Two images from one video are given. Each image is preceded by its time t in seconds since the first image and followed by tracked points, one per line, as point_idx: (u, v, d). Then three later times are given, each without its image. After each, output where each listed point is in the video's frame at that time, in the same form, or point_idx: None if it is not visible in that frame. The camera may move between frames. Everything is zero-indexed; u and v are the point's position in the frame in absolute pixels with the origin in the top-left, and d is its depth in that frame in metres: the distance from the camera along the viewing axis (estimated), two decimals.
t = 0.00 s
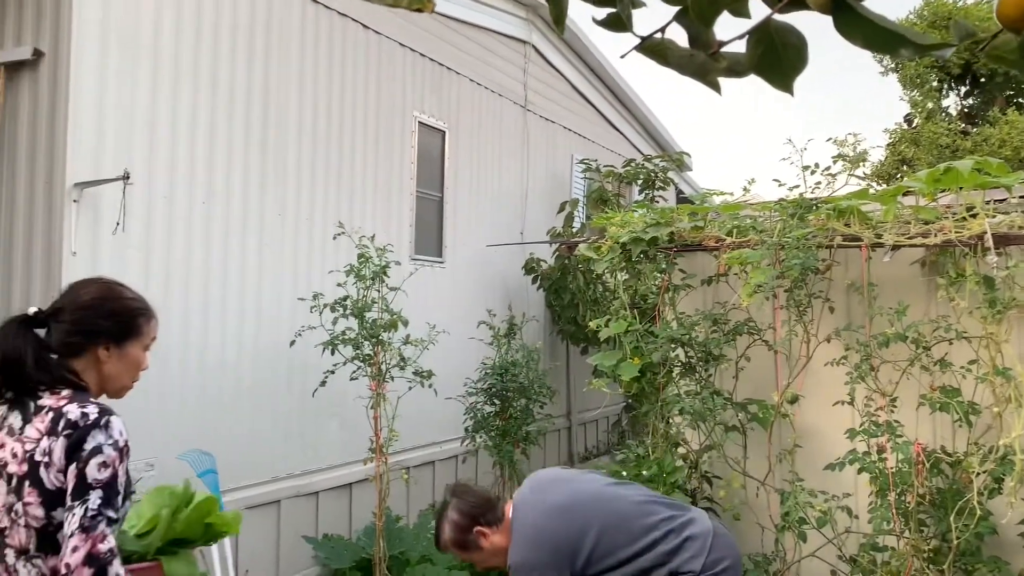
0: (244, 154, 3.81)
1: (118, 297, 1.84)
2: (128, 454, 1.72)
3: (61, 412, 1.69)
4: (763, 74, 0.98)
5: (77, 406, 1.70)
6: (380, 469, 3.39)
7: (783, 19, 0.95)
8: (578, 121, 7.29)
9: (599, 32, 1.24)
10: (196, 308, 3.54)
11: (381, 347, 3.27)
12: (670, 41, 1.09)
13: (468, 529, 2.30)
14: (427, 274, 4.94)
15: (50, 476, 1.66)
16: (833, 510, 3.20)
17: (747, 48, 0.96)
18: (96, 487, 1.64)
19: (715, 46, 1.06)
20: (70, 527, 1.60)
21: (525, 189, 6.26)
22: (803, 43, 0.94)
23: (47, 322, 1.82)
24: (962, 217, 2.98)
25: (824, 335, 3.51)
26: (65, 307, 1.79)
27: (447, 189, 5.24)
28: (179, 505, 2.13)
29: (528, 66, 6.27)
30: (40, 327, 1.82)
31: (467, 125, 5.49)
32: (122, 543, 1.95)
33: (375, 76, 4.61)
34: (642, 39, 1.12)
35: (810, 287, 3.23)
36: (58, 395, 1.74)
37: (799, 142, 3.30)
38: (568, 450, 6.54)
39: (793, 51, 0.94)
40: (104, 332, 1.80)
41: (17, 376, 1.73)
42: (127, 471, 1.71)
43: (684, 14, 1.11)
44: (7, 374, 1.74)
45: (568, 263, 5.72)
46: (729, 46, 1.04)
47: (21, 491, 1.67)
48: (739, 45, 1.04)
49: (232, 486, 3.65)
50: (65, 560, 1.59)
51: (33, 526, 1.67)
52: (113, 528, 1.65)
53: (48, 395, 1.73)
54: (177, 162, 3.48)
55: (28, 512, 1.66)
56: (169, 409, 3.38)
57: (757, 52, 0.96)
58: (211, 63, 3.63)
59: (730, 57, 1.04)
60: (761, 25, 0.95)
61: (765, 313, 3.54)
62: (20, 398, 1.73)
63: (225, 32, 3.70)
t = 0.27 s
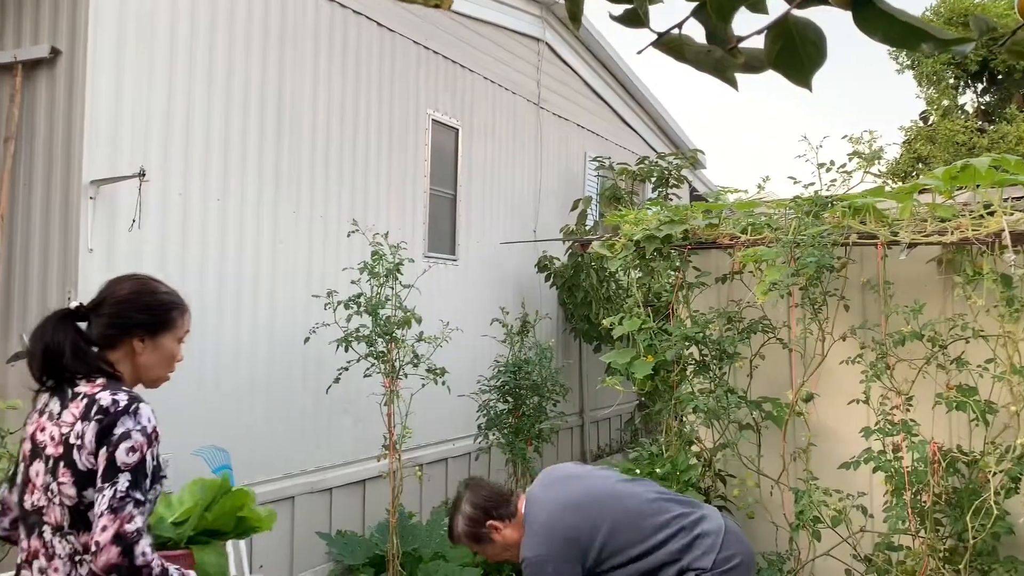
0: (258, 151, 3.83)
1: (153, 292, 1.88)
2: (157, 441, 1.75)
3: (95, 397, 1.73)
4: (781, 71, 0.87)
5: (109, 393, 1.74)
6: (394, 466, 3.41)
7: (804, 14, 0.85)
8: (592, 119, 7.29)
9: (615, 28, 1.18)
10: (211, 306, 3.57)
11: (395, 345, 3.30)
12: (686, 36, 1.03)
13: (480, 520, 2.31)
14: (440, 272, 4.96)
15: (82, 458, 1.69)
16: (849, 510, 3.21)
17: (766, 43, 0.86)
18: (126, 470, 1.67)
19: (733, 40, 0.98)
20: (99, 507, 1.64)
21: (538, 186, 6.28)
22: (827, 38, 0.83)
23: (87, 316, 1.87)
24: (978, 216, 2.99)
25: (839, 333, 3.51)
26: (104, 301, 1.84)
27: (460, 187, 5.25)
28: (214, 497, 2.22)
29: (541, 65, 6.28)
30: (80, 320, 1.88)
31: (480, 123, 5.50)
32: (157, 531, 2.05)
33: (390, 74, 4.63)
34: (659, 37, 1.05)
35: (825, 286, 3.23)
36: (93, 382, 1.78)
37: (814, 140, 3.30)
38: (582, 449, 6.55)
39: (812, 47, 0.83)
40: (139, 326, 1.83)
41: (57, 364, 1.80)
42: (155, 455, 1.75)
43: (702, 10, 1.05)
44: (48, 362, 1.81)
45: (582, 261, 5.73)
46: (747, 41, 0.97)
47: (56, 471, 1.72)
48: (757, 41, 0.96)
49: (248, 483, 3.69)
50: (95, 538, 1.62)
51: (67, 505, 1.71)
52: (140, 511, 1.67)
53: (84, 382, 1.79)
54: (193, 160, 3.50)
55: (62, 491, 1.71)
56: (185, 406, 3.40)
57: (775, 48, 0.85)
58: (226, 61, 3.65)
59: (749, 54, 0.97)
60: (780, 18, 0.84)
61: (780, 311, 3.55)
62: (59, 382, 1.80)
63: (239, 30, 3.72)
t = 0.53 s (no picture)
0: (272, 149, 3.85)
1: (198, 292, 1.90)
2: (200, 435, 1.78)
3: (142, 393, 1.76)
4: (796, 66, 0.85)
5: (156, 389, 1.77)
6: (406, 462, 3.43)
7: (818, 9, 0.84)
8: (603, 117, 7.28)
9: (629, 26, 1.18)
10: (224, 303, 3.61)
11: (406, 343, 3.32)
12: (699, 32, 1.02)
13: (501, 442, 2.35)
14: (452, 270, 4.98)
15: (130, 451, 1.72)
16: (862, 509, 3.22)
17: (781, 40, 0.85)
18: (172, 463, 1.70)
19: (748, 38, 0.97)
20: (146, 498, 1.67)
21: (549, 185, 6.28)
22: (842, 32, 0.81)
23: (136, 318, 1.90)
24: (993, 213, 3.04)
25: (852, 331, 3.51)
26: (153, 302, 1.86)
27: (472, 185, 5.27)
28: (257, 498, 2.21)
29: (552, 64, 6.28)
30: (130, 322, 1.91)
31: (492, 121, 5.51)
32: (200, 528, 2.07)
33: (402, 72, 4.65)
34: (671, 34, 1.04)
35: (838, 285, 3.23)
36: (142, 379, 1.80)
37: (828, 137, 3.30)
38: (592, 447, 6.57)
39: (829, 41, 0.82)
40: (186, 326, 1.85)
41: (108, 364, 1.82)
42: (198, 449, 1.77)
43: (718, 5, 1.03)
44: (99, 362, 1.84)
45: (593, 259, 5.76)
46: (764, 36, 0.96)
47: (106, 464, 1.74)
48: (771, 38, 0.94)
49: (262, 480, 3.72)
50: (141, 527, 1.66)
51: (117, 496, 1.73)
52: (183, 502, 1.70)
53: (133, 379, 1.81)
54: (207, 158, 3.53)
55: (112, 482, 1.73)
56: (198, 402, 3.43)
57: (791, 42, 0.83)
58: (240, 59, 3.68)
59: (765, 49, 0.96)
60: (794, 14, 0.83)
61: (792, 309, 3.55)
62: (110, 381, 1.82)
63: (252, 27, 3.74)
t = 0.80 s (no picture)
0: (281, 147, 3.86)
1: (266, 304, 1.96)
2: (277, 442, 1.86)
3: (226, 402, 1.81)
4: (806, 65, 0.85)
5: (239, 398, 1.82)
6: (413, 460, 3.44)
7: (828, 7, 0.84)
8: (612, 116, 7.27)
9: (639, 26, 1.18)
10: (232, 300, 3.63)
11: (414, 341, 3.33)
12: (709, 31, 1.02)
13: (542, 357, 2.43)
14: (460, 269, 4.98)
15: (220, 457, 1.76)
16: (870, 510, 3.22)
17: (790, 39, 0.85)
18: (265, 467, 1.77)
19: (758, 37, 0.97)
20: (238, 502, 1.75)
21: (557, 184, 6.28)
22: (850, 31, 0.81)
23: (205, 332, 1.94)
24: (1003, 214, 3.02)
25: (861, 332, 3.50)
26: (224, 315, 1.92)
27: (480, 184, 5.28)
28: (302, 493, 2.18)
29: (561, 63, 6.28)
30: (200, 334, 1.95)
31: (500, 120, 5.52)
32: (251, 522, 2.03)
33: (411, 71, 4.66)
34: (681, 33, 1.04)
35: (847, 285, 3.23)
36: (222, 389, 1.85)
37: (837, 137, 3.29)
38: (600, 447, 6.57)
39: (838, 40, 0.82)
40: (259, 336, 1.92)
41: (188, 376, 1.85)
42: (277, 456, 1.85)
43: (727, 3, 1.02)
44: (176, 376, 1.86)
45: (601, 258, 5.76)
46: (773, 35, 0.96)
47: (193, 468, 1.78)
48: (782, 37, 0.94)
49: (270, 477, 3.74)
50: (233, 530, 1.75)
51: (205, 498, 1.78)
52: (269, 505, 1.80)
53: (213, 388, 1.85)
54: (217, 157, 3.55)
55: (200, 486, 1.77)
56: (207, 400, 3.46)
57: (801, 41, 0.83)
58: (249, 58, 3.69)
59: (775, 48, 0.96)
60: (804, 12, 0.83)
61: (801, 310, 3.55)
62: (188, 390, 1.85)
63: (261, 26, 3.75)
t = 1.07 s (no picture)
0: (285, 147, 3.87)
1: (320, 295, 2.04)
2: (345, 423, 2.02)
3: (297, 389, 1.93)
4: (808, 65, 0.85)
5: (308, 385, 1.95)
6: (417, 460, 3.45)
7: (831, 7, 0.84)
8: (615, 116, 7.27)
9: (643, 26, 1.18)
10: (236, 300, 3.64)
11: (418, 341, 3.33)
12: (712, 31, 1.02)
13: (593, 303, 2.40)
14: (463, 269, 4.99)
15: (295, 441, 1.89)
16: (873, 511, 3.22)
17: (792, 39, 0.85)
18: (338, 453, 1.92)
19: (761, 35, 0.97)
20: (333, 484, 1.90)
21: (561, 184, 6.29)
22: (853, 32, 0.81)
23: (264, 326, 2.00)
24: (1008, 215, 3.03)
25: (865, 333, 3.50)
26: (283, 310, 1.98)
27: (484, 184, 5.29)
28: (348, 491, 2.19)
29: (565, 63, 6.28)
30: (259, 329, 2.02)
31: (504, 120, 5.52)
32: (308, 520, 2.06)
33: (415, 71, 4.66)
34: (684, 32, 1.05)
35: (851, 286, 3.23)
36: (289, 377, 1.97)
37: (842, 138, 3.29)
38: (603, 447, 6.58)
39: (841, 41, 0.82)
40: (320, 327, 2.02)
41: (260, 371, 1.94)
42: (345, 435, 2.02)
43: (729, 3, 1.03)
44: (246, 372, 1.94)
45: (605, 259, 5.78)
46: (775, 35, 0.96)
47: (269, 451, 1.89)
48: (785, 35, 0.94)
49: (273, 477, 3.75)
50: (336, 508, 1.91)
51: (279, 479, 1.91)
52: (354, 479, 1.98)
53: (281, 377, 1.97)
54: (222, 156, 3.56)
55: (276, 468, 1.89)
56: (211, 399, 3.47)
57: (803, 41, 0.83)
58: (254, 58, 3.70)
59: (777, 47, 0.96)
60: (806, 11, 0.83)
61: (805, 310, 3.56)
62: (258, 380, 1.95)
63: (266, 24, 3.75)
